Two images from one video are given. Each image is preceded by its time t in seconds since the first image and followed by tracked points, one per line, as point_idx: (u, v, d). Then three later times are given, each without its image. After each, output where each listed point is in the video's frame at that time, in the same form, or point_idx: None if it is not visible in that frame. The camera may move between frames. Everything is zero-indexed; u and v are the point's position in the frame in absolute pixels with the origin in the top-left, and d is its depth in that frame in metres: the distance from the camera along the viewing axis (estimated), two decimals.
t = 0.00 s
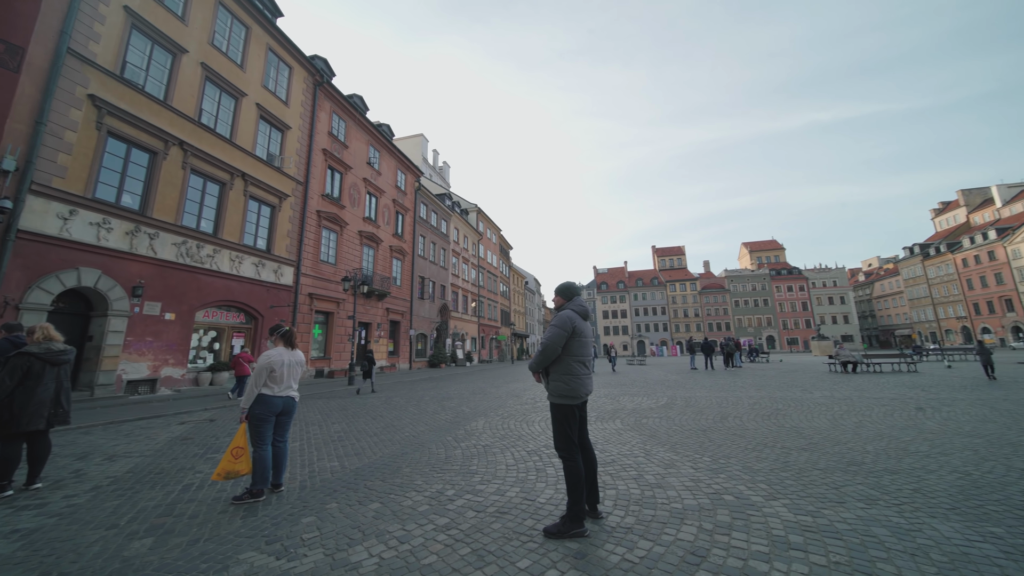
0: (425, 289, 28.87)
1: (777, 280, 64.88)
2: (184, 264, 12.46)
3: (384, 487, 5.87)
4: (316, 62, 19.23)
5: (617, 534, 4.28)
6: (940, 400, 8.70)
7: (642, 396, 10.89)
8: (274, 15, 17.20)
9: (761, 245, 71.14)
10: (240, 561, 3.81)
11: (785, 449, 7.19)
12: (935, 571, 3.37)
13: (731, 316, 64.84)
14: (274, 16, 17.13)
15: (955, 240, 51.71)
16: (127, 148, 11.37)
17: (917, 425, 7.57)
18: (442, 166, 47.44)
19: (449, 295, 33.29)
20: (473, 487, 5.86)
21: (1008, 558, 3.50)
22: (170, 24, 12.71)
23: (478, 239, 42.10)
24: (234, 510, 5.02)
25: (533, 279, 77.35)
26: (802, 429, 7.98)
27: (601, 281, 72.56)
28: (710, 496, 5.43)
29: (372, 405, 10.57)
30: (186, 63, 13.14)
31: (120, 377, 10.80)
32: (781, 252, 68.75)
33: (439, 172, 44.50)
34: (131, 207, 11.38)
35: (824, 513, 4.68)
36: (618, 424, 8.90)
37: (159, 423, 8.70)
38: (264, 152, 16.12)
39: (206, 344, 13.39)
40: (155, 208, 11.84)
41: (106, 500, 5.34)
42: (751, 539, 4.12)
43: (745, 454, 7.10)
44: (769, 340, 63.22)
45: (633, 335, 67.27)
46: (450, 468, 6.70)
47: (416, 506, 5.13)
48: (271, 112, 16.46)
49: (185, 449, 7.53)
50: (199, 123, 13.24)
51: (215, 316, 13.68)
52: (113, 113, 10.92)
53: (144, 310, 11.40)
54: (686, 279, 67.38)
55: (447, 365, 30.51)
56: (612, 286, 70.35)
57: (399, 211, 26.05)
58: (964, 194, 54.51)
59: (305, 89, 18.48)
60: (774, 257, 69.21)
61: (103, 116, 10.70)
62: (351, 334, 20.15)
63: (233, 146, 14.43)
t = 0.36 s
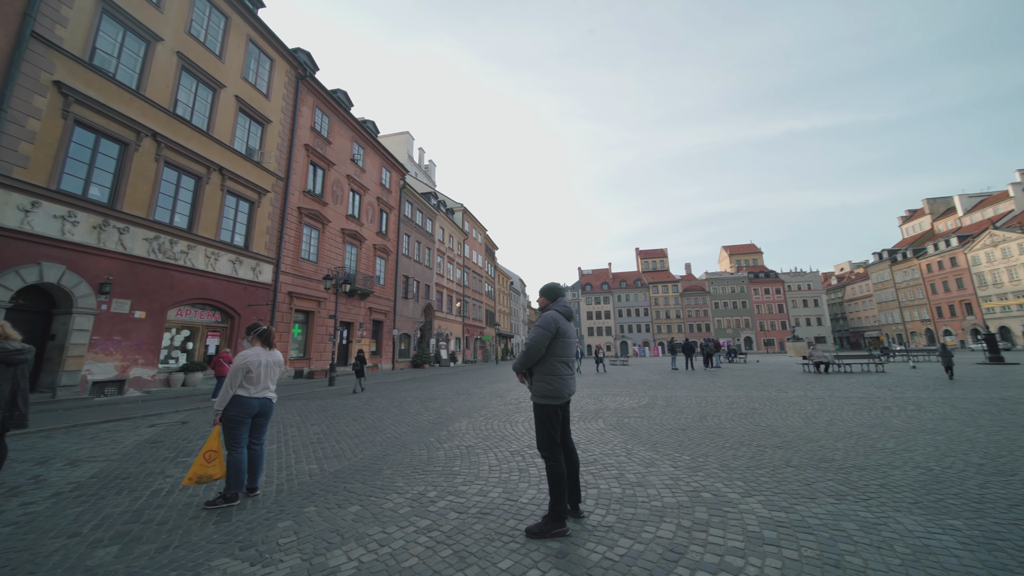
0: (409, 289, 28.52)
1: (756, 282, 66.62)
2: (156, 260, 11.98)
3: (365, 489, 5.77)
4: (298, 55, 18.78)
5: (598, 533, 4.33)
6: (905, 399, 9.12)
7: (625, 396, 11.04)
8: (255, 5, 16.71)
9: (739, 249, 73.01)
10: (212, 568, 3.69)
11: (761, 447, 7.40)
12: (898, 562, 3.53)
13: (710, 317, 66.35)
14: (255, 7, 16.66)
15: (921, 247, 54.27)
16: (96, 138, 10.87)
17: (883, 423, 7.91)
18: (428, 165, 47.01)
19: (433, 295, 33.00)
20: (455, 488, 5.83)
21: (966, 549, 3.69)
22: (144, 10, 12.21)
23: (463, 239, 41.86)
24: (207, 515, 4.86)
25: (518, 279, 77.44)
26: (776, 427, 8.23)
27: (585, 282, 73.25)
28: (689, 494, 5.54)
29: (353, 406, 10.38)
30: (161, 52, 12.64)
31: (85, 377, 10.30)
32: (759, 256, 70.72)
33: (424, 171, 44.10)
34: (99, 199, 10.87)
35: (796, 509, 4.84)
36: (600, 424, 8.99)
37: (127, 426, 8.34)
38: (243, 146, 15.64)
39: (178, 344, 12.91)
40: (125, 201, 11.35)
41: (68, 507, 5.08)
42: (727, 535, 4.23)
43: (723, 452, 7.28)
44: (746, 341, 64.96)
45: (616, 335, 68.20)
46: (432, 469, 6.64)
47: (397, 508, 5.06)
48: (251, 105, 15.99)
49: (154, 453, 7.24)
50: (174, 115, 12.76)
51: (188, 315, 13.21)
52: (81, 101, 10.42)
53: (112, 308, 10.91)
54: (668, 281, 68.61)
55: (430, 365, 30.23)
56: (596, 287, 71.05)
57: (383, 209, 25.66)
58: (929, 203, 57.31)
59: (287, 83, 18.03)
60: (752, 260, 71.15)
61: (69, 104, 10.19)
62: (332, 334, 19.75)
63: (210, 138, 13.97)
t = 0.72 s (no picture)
0: (389, 288, 28.04)
1: (732, 285, 68.64)
2: (120, 255, 11.38)
3: (340, 492, 5.64)
4: (276, 46, 18.20)
5: (576, 532, 4.36)
6: (867, 398, 9.59)
7: (604, 396, 11.18)
8: None
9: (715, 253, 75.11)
10: None
11: (733, 445, 7.63)
12: (858, 553, 3.71)
13: (687, 319, 68.00)
14: None
15: (882, 254, 57.20)
16: (54, 125, 10.24)
17: (846, 421, 8.30)
18: (410, 162, 46.36)
19: (414, 295, 32.59)
20: (433, 490, 5.76)
21: (920, 540, 3.91)
22: None
23: (445, 238, 41.48)
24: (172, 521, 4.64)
25: (500, 279, 77.38)
26: (748, 426, 8.51)
27: (567, 283, 73.92)
28: (664, 492, 5.66)
29: (329, 407, 10.13)
30: (128, 36, 12.03)
31: (38, 378, 9.68)
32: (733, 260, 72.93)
33: (406, 169, 43.48)
34: (57, 190, 10.26)
35: (765, 505, 5.02)
36: (579, 423, 9.08)
37: (85, 430, 7.87)
38: (216, 138, 15.04)
39: (142, 343, 12.30)
40: (86, 192, 10.74)
41: (17, 518, 4.75)
42: (700, 531, 4.34)
43: (697, 450, 7.47)
44: (721, 342, 66.89)
45: (597, 336, 69.02)
46: (410, 471, 6.55)
47: (374, 511, 4.97)
48: (225, 95, 15.41)
49: (114, 458, 6.86)
50: (141, 103, 12.16)
51: (153, 313, 12.61)
52: (38, 85, 9.80)
53: (69, 304, 10.30)
54: (647, 283, 69.96)
55: (410, 366, 29.81)
56: (578, 288, 71.81)
57: (363, 207, 25.16)
58: (890, 212, 60.48)
59: (263, 74, 17.45)
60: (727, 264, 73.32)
61: (25, 88, 9.56)
62: (308, 333, 19.24)
63: (180, 129, 13.37)
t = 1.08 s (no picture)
0: (369, 287, 27.54)
1: (709, 288, 70.39)
2: (81, 249, 10.80)
3: (315, 496, 5.50)
4: (254, 36, 17.62)
5: (555, 532, 4.38)
6: (834, 398, 9.99)
7: (584, 396, 11.28)
8: None
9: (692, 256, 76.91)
10: None
11: (707, 443, 7.84)
12: (824, 547, 3.86)
13: (666, 320, 69.36)
14: None
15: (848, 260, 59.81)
16: (9, 109, 9.63)
17: (814, 419, 8.64)
18: (393, 160, 45.71)
19: (395, 294, 32.12)
20: (412, 492, 5.68)
21: (881, 532, 4.11)
22: None
23: (428, 237, 41.01)
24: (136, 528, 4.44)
25: (483, 279, 77.15)
26: (722, 425, 8.75)
27: (550, 284, 74.35)
28: (641, 490, 5.77)
29: (305, 409, 9.87)
30: (94, 19, 11.44)
31: None
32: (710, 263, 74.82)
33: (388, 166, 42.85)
34: (13, 179, 9.65)
35: (738, 501, 5.17)
36: (559, 423, 9.14)
37: (39, 434, 7.42)
38: (188, 129, 14.44)
39: (104, 342, 11.70)
40: (45, 182, 10.14)
41: None
42: (675, 528, 4.44)
43: (674, 449, 7.63)
44: (697, 343, 68.52)
45: (578, 337, 69.59)
46: (389, 473, 6.45)
47: (350, 515, 4.87)
48: (198, 85, 14.83)
49: (72, 463, 6.49)
50: (107, 89, 11.57)
51: (117, 310, 12.02)
52: None
53: (24, 301, 9.70)
54: (628, 285, 71.02)
55: (390, 366, 29.36)
56: (560, 289, 72.26)
57: (343, 203, 24.63)
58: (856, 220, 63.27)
59: (240, 64, 16.87)
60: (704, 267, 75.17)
61: None
62: (284, 332, 18.70)
63: (149, 118, 12.79)
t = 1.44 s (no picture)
0: (349, 286, 26.99)
1: (688, 290, 72.03)
2: (39, 242, 10.20)
3: (290, 500, 5.35)
4: (231, 25, 17.02)
5: (534, 532, 4.39)
6: (805, 397, 10.36)
7: (565, 397, 11.35)
8: None
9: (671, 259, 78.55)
10: None
11: (684, 442, 8.01)
12: (793, 541, 4.00)
13: (646, 322, 70.62)
14: None
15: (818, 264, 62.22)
16: None
17: (785, 418, 8.94)
18: (376, 157, 44.98)
19: (376, 293, 31.60)
20: (390, 494, 5.59)
21: (846, 527, 4.29)
22: None
23: (410, 236, 40.50)
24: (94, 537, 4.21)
25: (466, 280, 76.81)
26: (699, 424, 8.95)
27: (533, 285, 74.63)
28: (620, 489, 5.85)
29: (280, 410, 9.58)
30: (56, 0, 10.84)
31: None
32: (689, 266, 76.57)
33: (371, 163, 42.17)
34: None
35: (712, 498, 5.30)
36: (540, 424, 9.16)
37: None
38: (158, 119, 13.83)
39: (63, 341, 11.08)
40: None
41: None
42: (652, 526, 4.51)
43: (652, 448, 7.77)
44: (676, 344, 70.01)
45: (560, 338, 70.04)
46: (366, 476, 6.32)
47: (326, 519, 4.75)
48: (171, 73, 14.23)
49: (25, 469, 6.11)
50: (70, 74, 10.99)
51: (78, 308, 11.40)
52: None
53: None
54: (609, 286, 71.96)
55: (370, 367, 28.85)
56: (543, 290, 72.58)
57: (323, 200, 24.07)
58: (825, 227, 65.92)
59: (215, 54, 16.27)
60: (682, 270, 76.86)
61: None
62: (259, 332, 18.12)
63: (116, 107, 12.20)
